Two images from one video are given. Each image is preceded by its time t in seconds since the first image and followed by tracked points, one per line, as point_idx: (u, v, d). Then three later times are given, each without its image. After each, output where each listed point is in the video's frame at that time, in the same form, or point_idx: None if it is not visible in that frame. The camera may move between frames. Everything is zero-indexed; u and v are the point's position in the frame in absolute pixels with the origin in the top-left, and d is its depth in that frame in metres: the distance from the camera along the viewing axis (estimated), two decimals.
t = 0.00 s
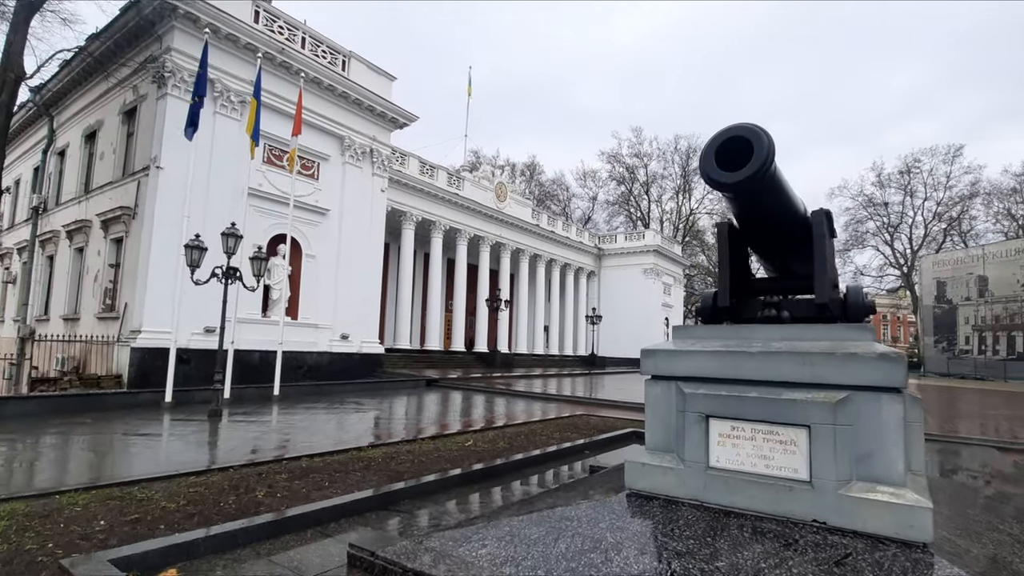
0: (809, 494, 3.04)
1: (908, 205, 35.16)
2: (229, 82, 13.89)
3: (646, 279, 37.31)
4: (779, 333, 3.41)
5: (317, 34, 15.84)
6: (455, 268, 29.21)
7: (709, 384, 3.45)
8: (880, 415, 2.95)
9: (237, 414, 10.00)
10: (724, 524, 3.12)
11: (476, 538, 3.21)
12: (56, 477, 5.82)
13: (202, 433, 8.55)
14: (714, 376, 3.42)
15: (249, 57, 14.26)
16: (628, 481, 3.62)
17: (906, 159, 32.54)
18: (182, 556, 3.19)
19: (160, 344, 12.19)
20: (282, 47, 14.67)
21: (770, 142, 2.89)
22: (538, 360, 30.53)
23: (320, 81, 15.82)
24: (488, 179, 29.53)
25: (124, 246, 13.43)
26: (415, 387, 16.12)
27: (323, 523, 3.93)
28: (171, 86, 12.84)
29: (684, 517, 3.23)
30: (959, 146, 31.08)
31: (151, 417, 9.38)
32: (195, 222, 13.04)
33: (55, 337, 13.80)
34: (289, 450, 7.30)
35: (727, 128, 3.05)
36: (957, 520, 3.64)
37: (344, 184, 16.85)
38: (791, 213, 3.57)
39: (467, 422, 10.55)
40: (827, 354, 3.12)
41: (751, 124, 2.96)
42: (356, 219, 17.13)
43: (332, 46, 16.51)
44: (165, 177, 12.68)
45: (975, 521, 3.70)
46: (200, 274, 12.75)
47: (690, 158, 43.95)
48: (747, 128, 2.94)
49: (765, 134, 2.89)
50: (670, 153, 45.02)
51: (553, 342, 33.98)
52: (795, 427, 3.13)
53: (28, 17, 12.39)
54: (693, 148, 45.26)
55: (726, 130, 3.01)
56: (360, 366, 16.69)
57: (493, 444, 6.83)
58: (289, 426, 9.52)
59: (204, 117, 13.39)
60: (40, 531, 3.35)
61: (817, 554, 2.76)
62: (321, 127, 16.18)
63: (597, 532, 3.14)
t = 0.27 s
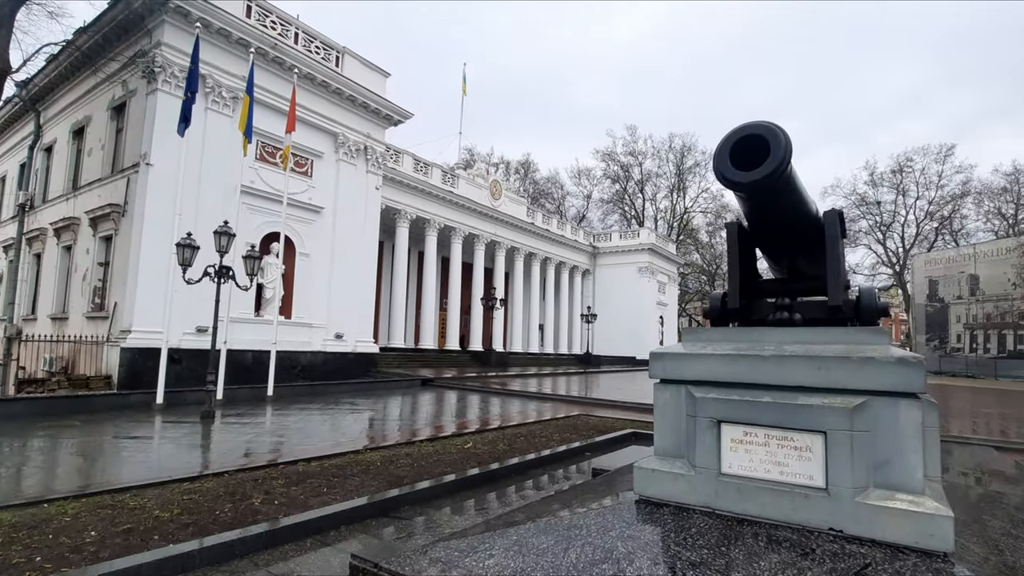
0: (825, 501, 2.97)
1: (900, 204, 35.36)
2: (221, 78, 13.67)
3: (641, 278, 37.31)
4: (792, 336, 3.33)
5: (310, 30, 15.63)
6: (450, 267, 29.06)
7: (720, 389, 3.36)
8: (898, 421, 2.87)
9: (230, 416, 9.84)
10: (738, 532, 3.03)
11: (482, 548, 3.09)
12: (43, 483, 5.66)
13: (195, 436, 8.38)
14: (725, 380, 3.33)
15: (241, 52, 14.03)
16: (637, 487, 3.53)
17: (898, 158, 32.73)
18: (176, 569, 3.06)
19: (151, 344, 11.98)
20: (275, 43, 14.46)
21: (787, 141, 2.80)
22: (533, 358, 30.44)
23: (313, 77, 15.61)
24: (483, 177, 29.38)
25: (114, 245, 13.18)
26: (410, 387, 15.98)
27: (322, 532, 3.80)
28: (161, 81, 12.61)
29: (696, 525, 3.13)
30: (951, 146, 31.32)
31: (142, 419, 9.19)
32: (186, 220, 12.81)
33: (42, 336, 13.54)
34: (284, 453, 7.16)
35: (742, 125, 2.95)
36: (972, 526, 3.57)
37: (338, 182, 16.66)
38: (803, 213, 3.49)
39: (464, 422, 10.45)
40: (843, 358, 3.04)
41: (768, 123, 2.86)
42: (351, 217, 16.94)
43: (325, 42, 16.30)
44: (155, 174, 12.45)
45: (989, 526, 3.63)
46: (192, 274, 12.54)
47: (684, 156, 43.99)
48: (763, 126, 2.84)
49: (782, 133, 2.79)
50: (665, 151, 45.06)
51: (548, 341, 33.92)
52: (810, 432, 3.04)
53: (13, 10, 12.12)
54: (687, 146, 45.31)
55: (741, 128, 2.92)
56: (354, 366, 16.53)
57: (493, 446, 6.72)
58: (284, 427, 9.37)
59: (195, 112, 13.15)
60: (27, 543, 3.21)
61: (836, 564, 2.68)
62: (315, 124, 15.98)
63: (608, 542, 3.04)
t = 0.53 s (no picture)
0: (847, 507, 2.88)
1: (895, 202, 35.52)
2: (215, 73, 13.46)
3: (638, 276, 37.33)
4: (810, 337, 3.24)
5: (305, 25, 15.43)
6: (446, 265, 28.94)
7: (736, 392, 3.27)
8: (923, 425, 2.78)
9: (226, 416, 9.69)
10: (757, 540, 2.93)
11: (493, 556, 2.97)
12: (34, 488, 5.50)
13: (190, 437, 8.23)
14: (742, 382, 3.24)
15: (235, 47, 13.83)
16: (649, 492, 3.44)
17: (893, 157, 32.86)
18: None
19: (144, 343, 11.80)
20: (270, 38, 14.26)
21: (810, 137, 2.72)
22: (530, 357, 30.37)
23: (309, 73, 15.43)
24: (480, 174, 29.26)
25: (106, 242, 12.97)
26: (407, 386, 15.85)
27: (325, 539, 3.68)
28: (154, 76, 12.40)
29: (713, 532, 3.04)
30: (945, 145, 31.48)
31: (136, 420, 9.02)
32: (180, 217, 12.62)
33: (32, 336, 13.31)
34: (283, 454, 7.02)
35: (762, 122, 2.86)
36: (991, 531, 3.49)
37: (334, 179, 16.49)
38: (819, 212, 3.41)
39: (464, 422, 10.35)
40: (864, 360, 2.95)
41: (788, 119, 2.78)
42: (347, 215, 16.78)
43: (321, 37, 16.11)
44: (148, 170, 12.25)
45: (1007, 530, 3.56)
46: (186, 272, 12.34)
47: (680, 154, 44.02)
48: (785, 122, 2.75)
49: (805, 129, 2.71)
50: (661, 149, 45.06)
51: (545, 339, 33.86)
52: (831, 437, 2.95)
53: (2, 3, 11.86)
54: (683, 144, 45.35)
55: (760, 125, 2.83)
56: (351, 365, 16.37)
57: (496, 448, 6.61)
58: (280, 428, 9.23)
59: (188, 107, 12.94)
60: (18, 555, 3.08)
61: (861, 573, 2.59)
62: (311, 120, 15.81)
63: (623, 550, 2.93)
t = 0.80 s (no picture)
0: (869, 509, 2.78)
1: (892, 200, 35.59)
2: (210, 68, 13.27)
3: (635, 274, 37.29)
4: (829, 334, 3.15)
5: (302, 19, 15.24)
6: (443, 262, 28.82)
7: (753, 390, 3.17)
8: (947, 426, 2.69)
9: (222, 415, 9.57)
10: (777, 543, 2.84)
11: (502, 561, 2.86)
12: (26, 490, 5.36)
13: (186, 437, 8.09)
14: (759, 381, 3.14)
15: (230, 41, 13.64)
16: (663, 494, 3.34)
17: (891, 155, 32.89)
18: None
19: (139, 341, 11.64)
20: (266, 32, 14.06)
21: (834, 128, 2.61)
22: (527, 355, 30.29)
23: (305, 68, 15.25)
24: (477, 171, 29.12)
25: (99, 239, 12.78)
26: (405, 384, 15.74)
27: (328, 543, 3.57)
28: (148, 70, 12.20)
29: (730, 535, 2.95)
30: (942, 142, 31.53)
31: (130, 420, 8.87)
32: (175, 213, 12.44)
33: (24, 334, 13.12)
34: (281, 454, 6.89)
35: (783, 111, 2.75)
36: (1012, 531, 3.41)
37: (331, 175, 16.32)
38: (835, 206, 3.31)
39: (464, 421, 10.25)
40: (887, 359, 2.85)
41: (812, 108, 2.67)
42: (344, 212, 16.62)
43: (317, 32, 15.92)
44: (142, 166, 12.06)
45: None
46: (182, 269, 12.18)
47: (677, 152, 44.04)
48: (808, 112, 2.65)
49: (829, 119, 2.61)
50: (658, 147, 45.07)
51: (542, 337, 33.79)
52: (852, 437, 2.86)
53: None
54: (681, 142, 45.37)
55: (781, 114, 2.73)
56: (348, 363, 16.24)
57: (498, 447, 6.51)
58: (278, 427, 9.11)
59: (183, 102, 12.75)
60: (8, 562, 2.95)
61: None
62: (307, 116, 15.63)
63: (638, 554, 2.83)
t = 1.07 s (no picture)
0: (897, 515, 2.67)
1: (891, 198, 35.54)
2: (206, 63, 13.08)
3: (634, 272, 37.20)
4: (851, 333, 3.03)
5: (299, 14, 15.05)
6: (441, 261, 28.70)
7: (774, 391, 3.05)
8: (979, 428, 2.58)
9: (220, 415, 9.42)
10: (801, 551, 2.72)
11: (515, 569, 2.73)
12: (17, 494, 5.21)
13: (183, 437, 7.94)
14: (780, 381, 3.02)
15: (227, 36, 13.45)
16: (679, 498, 3.22)
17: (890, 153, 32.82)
18: None
19: (135, 340, 11.48)
20: (263, 27, 13.87)
21: (863, 118, 2.51)
22: (526, 354, 30.18)
23: (303, 63, 15.06)
24: (475, 169, 28.97)
25: (94, 236, 12.60)
26: (405, 383, 15.59)
27: (331, 549, 3.44)
28: (142, 64, 12.02)
29: (752, 542, 2.82)
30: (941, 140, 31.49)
31: (126, 420, 8.71)
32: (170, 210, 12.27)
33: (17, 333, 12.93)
34: (280, 455, 6.75)
35: (809, 100, 2.64)
36: None
37: (329, 172, 16.15)
38: (855, 203, 3.21)
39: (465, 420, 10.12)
40: (914, 358, 2.74)
41: (840, 97, 2.56)
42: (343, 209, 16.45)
43: (315, 27, 15.73)
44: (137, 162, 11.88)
45: None
46: (178, 267, 12.01)
47: (676, 150, 43.96)
48: (837, 101, 2.54)
49: (859, 108, 2.50)
50: (657, 145, 44.99)
51: (541, 335, 33.69)
52: (879, 440, 2.74)
53: None
54: (679, 140, 45.29)
55: (808, 103, 2.62)
56: (347, 362, 16.09)
57: (501, 448, 6.38)
58: (277, 426, 8.97)
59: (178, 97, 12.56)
60: None
61: None
62: (305, 112, 15.45)
63: (657, 561, 2.71)
